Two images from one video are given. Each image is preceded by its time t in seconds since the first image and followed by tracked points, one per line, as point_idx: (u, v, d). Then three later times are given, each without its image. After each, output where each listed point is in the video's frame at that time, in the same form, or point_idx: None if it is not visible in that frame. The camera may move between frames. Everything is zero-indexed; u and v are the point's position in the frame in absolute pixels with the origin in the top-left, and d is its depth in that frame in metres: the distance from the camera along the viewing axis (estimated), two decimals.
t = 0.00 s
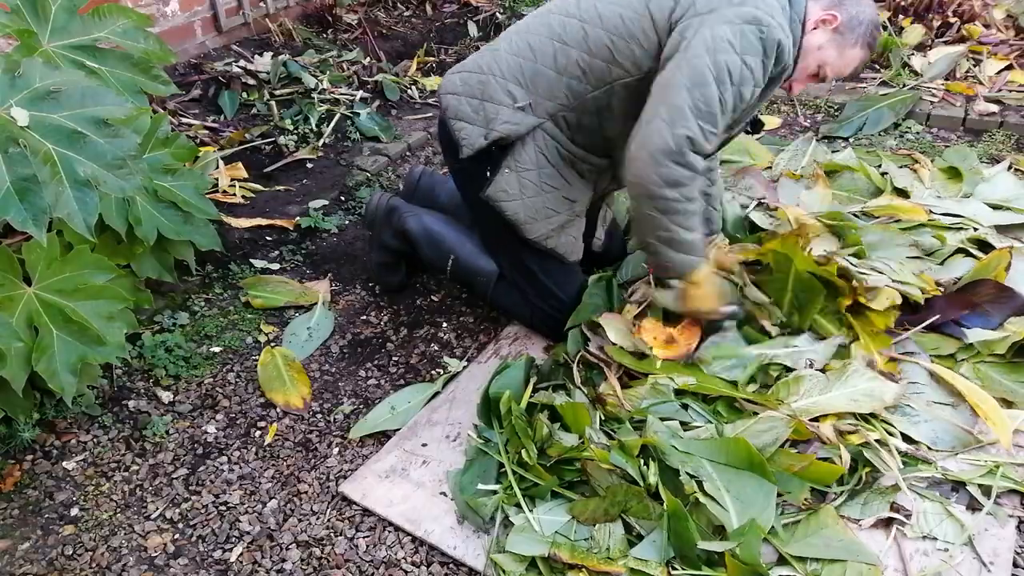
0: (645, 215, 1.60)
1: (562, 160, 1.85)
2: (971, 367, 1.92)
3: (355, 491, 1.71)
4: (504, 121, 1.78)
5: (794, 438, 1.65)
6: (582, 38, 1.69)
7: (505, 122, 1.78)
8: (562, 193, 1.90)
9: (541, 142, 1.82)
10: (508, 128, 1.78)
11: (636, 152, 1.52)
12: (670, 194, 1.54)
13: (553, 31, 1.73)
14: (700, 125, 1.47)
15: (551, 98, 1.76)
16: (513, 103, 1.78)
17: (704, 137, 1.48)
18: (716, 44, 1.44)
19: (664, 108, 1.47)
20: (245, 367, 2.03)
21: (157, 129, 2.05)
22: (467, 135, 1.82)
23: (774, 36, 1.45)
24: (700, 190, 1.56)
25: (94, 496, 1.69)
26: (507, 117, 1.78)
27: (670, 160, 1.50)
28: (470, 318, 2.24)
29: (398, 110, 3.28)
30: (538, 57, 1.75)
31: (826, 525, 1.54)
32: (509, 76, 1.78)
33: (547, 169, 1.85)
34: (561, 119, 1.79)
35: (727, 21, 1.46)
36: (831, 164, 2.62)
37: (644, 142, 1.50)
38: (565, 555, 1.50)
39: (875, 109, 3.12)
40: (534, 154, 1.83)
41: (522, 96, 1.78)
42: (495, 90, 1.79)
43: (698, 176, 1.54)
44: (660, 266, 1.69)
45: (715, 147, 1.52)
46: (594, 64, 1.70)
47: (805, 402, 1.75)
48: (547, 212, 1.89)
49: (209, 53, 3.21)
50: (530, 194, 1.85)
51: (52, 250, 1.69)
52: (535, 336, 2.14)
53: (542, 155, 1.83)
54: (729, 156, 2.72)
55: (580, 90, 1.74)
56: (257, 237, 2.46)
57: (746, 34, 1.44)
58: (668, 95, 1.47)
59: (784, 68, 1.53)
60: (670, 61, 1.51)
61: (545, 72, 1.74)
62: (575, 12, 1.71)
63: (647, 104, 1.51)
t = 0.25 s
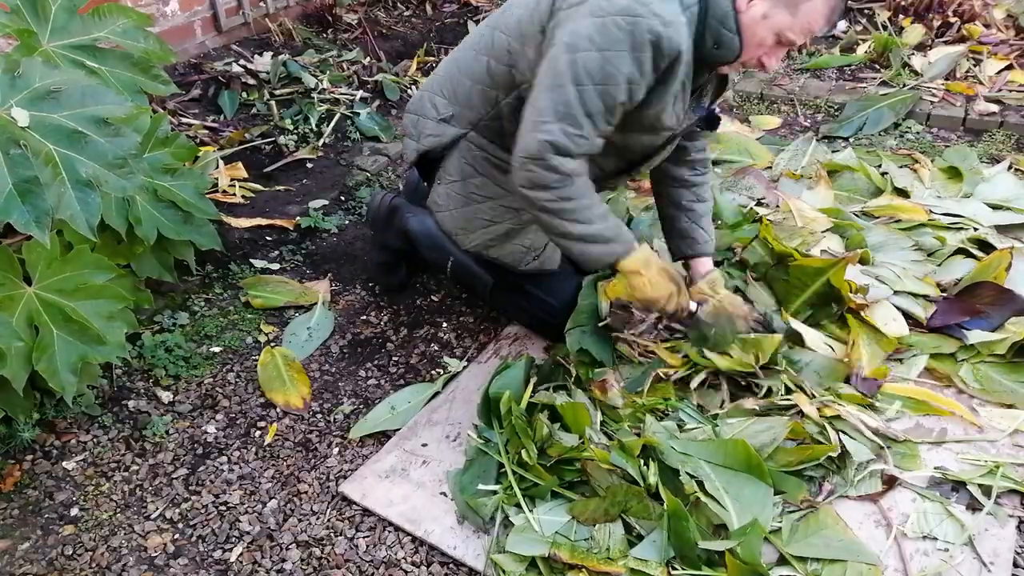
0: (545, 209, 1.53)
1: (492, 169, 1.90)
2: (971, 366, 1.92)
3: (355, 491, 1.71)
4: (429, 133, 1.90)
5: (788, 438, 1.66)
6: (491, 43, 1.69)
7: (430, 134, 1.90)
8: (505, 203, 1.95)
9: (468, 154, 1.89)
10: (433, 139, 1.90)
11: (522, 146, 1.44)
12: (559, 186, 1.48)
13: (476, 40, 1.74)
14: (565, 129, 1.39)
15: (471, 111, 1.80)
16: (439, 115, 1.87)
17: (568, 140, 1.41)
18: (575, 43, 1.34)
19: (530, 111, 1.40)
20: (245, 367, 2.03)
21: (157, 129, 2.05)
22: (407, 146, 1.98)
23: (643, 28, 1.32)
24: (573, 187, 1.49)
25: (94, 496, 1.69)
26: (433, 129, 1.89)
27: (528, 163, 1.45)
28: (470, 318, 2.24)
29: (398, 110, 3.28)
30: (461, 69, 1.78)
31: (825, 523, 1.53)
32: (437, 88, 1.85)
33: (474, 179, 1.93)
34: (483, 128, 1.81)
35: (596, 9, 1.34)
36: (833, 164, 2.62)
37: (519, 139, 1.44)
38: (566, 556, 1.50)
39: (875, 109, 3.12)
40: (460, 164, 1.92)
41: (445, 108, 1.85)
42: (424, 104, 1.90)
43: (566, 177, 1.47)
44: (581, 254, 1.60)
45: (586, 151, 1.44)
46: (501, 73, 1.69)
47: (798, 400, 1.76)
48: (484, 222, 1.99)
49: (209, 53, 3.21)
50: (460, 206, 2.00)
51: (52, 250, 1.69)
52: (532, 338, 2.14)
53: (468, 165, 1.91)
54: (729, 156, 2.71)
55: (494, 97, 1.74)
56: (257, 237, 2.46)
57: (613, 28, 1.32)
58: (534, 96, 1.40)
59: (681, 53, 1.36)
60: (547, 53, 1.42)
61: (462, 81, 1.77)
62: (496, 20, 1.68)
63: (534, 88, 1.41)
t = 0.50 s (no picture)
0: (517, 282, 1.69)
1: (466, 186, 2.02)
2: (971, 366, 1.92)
3: (355, 491, 1.71)
4: (399, 158, 2.09)
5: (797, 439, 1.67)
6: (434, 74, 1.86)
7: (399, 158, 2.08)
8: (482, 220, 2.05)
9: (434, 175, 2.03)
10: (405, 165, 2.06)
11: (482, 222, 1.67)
12: (529, 258, 1.66)
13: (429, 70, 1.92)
14: (512, 201, 1.61)
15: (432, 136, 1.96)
16: (407, 142, 2.03)
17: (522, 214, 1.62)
18: (481, 127, 1.56)
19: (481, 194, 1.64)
20: (245, 367, 2.03)
21: (157, 129, 2.05)
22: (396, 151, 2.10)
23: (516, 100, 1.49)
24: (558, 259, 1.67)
25: (94, 496, 1.69)
26: (403, 155, 2.06)
27: (502, 234, 1.65)
28: (470, 318, 2.24)
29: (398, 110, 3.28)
30: (423, 102, 1.94)
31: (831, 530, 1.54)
32: (404, 120, 2.03)
33: (448, 200, 2.05)
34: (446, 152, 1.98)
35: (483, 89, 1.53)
36: (834, 164, 2.62)
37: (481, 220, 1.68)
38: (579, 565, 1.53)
39: (875, 109, 3.12)
40: (431, 186, 2.06)
41: (411, 135, 2.02)
42: (400, 130, 2.06)
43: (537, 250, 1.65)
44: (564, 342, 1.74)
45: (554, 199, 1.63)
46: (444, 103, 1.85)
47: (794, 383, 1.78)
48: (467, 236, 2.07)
49: (209, 53, 3.21)
50: (439, 225, 2.09)
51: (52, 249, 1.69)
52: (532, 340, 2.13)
53: (439, 186, 2.04)
54: (729, 155, 2.71)
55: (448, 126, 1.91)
56: (257, 237, 2.46)
57: (495, 105, 1.52)
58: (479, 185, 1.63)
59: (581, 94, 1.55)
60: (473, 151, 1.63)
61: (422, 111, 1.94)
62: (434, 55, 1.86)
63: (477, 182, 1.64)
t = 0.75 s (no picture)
0: (500, 235, 1.77)
1: (458, 177, 2.00)
2: (971, 367, 1.92)
3: (356, 491, 1.72)
4: (396, 152, 2.04)
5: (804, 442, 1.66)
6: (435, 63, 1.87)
7: (396, 151, 2.04)
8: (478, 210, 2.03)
9: (432, 168, 2.01)
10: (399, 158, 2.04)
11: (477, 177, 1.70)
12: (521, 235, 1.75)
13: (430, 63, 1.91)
14: (507, 159, 1.65)
15: (429, 130, 1.97)
16: (403, 135, 2.03)
17: (513, 168, 1.66)
18: (497, 82, 1.57)
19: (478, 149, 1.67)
20: (245, 367, 2.03)
21: (157, 129, 2.06)
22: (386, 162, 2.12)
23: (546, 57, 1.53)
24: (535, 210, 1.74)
25: (94, 496, 1.69)
26: (399, 149, 2.03)
27: (493, 191, 1.70)
28: (470, 318, 2.24)
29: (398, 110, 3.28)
30: (419, 91, 1.95)
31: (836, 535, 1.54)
32: (402, 112, 2.02)
33: (444, 191, 2.02)
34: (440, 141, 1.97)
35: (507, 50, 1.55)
36: (834, 163, 2.62)
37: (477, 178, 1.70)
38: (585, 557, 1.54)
39: (875, 109, 3.12)
40: (426, 179, 2.03)
41: (408, 126, 2.01)
42: (390, 126, 2.06)
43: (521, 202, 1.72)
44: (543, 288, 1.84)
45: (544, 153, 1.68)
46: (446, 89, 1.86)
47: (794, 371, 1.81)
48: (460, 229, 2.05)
49: (209, 53, 3.21)
50: (435, 219, 2.06)
51: (52, 249, 1.69)
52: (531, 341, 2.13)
53: (433, 178, 2.02)
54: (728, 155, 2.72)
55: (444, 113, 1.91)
56: (257, 237, 2.46)
57: (524, 65, 1.54)
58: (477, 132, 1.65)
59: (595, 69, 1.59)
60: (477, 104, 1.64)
61: (421, 102, 1.94)
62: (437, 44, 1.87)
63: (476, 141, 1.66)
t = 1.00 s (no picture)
0: (656, 228, 1.63)
1: (533, 169, 1.94)
2: (970, 367, 1.92)
3: (356, 491, 1.72)
4: (470, 129, 1.90)
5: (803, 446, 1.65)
6: (525, 51, 1.82)
7: (471, 129, 1.89)
8: (542, 203, 1.99)
9: (512, 150, 1.90)
10: (475, 135, 1.89)
11: (646, 166, 1.56)
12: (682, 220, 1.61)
13: (523, 41, 1.83)
14: (693, 139, 1.53)
15: (516, 106, 1.86)
16: (482, 111, 1.89)
17: (699, 150, 1.55)
18: (685, 57, 1.49)
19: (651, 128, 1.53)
20: (245, 367, 2.03)
21: (157, 129, 2.06)
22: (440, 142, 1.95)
23: (745, 31, 1.50)
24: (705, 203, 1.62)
25: (94, 496, 1.69)
26: (474, 125, 1.89)
27: (671, 178, 1.56)
28: (470, 318, 2.24)
29: (398, 110, 3.28)
30: (508, 70, 1.85)
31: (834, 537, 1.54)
32: (479, 86, 1.88)
33: (514, 178, 1.94)
34: (531, 128, 1.88)
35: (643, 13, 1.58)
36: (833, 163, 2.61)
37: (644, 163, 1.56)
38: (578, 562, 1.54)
39: (874, 109, 3.12)
40: (501, 162, 1.92)
41: (491, 105, 1.88)
42: (463, 97, 1.91)
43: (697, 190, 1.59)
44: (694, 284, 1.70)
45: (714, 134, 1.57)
46: (562, 75, 1.79)
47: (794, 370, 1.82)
48: (518, 220, 1.98)
49: (209, 53, 3.21)
50: (497, 203, 1.96)
51: (52, 249, 1.69)
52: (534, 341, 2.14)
53: (510, 162, 1.92)
54: (728, 155, 2.72)
55: (547, 96, 1.83)
56: (257, 237, 2.46)
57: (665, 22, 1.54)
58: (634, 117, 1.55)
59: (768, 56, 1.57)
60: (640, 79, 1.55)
61: (513, 80, 1.85)
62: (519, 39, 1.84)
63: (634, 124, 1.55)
